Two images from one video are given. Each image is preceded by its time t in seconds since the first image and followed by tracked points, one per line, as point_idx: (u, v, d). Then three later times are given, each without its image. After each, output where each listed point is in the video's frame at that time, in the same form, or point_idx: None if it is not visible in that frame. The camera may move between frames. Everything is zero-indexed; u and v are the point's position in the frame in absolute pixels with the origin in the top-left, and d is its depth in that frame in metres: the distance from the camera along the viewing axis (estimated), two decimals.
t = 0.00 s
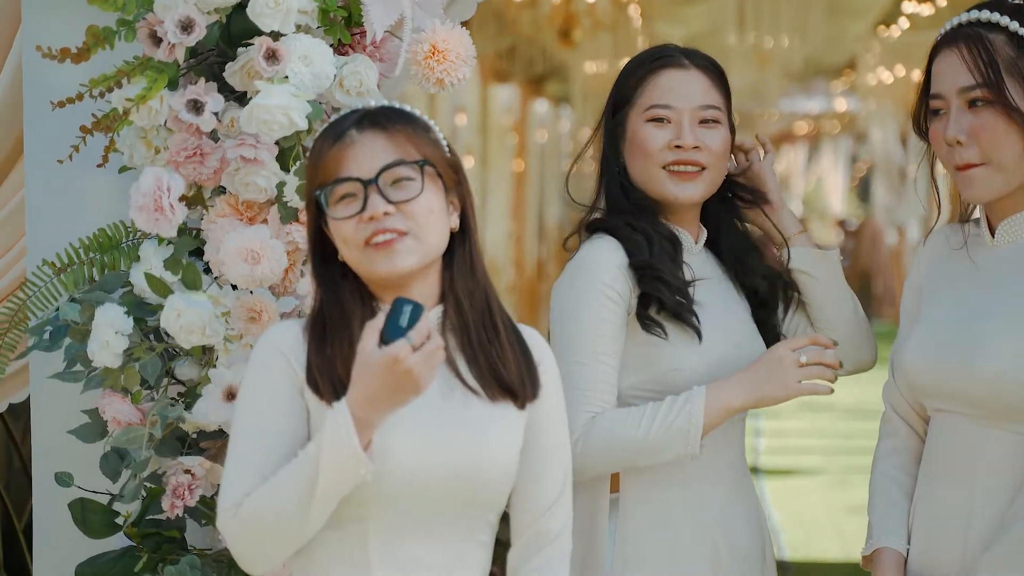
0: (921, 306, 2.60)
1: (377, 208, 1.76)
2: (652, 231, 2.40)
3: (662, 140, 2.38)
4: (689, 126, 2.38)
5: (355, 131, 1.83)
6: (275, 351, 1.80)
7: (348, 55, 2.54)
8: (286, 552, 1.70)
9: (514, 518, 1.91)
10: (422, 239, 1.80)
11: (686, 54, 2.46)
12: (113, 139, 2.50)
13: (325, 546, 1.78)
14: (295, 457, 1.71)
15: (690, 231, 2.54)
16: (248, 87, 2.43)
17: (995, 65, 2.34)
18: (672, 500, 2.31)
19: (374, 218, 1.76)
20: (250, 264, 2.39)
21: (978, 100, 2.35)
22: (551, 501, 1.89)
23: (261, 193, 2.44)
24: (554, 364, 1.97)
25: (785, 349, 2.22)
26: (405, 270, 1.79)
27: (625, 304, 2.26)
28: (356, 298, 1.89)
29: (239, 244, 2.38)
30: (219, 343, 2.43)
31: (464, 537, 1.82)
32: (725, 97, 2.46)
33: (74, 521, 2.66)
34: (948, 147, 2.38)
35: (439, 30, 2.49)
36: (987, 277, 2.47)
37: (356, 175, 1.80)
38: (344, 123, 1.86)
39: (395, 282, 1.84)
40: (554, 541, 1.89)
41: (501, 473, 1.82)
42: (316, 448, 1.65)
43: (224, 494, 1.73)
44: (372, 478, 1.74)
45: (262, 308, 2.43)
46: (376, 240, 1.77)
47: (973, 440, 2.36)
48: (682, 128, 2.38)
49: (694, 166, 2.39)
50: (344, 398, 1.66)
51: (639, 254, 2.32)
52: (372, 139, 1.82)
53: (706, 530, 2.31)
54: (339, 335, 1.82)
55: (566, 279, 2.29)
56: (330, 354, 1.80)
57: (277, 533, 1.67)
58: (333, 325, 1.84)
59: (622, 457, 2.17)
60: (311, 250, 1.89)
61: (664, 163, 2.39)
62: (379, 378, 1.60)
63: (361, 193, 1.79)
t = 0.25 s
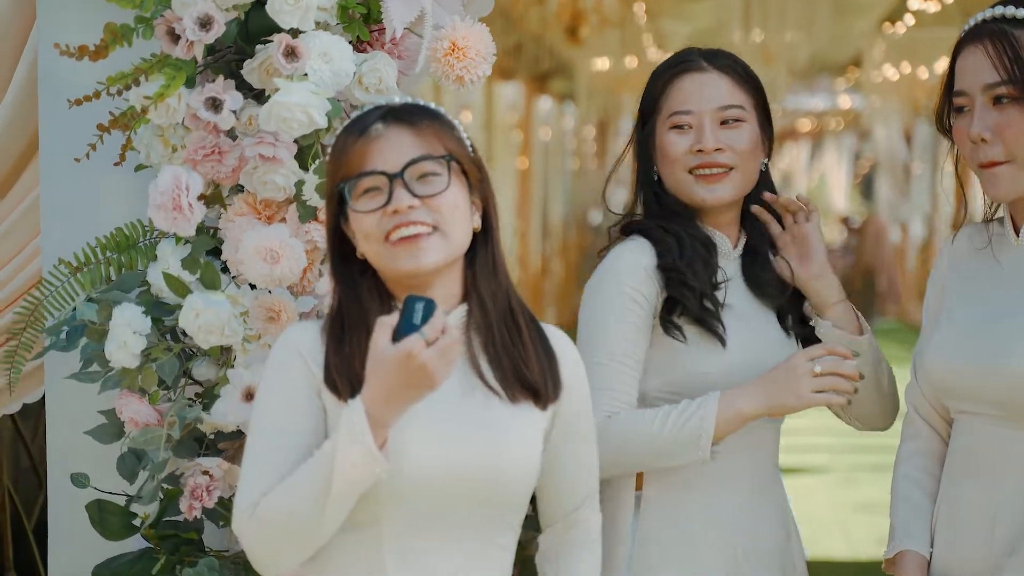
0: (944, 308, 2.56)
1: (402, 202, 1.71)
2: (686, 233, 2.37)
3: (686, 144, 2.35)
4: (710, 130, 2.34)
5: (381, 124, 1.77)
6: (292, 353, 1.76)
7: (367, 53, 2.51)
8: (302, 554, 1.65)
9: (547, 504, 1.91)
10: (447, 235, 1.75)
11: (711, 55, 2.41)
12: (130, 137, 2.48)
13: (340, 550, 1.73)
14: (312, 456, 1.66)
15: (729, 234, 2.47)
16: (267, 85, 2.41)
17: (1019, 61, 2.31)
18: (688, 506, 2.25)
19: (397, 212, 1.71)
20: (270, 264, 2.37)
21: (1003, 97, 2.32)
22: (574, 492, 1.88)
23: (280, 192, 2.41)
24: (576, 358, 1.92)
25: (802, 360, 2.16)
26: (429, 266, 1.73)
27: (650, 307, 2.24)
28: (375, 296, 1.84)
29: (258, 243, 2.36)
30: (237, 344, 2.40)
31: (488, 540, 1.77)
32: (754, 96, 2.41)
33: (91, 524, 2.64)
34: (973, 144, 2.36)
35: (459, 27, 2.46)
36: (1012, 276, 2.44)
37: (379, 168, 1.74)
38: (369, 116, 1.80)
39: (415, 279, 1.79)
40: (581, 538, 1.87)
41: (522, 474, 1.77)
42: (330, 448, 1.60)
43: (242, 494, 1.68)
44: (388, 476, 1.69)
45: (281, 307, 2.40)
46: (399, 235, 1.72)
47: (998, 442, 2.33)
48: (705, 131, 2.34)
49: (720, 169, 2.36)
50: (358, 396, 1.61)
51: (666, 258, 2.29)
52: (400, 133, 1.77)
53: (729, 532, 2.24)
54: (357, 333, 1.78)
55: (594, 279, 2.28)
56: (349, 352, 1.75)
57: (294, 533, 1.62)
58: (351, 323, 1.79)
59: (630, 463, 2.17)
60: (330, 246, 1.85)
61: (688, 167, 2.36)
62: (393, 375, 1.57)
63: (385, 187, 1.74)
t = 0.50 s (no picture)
0: (964, 308, 2.50)
1: (430, 207, 1.69)
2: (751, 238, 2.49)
3: (743, 149, 2.47)
4: (768, 134, 2.44)
5: (406, 123, 1.74)
6: (309, 361, 1.73)
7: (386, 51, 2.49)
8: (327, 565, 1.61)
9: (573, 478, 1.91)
10: (470, 240, 1.73)
11: (772, 59, 2.51)
12: (149, 136, 2.47)
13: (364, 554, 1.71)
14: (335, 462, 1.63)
15: (801, 237, 2.57)
16: (286, 83, 2.40)
17: None
18: (748, 508, 2.41)
19: (424, 216, 1.69)
20: (290, 263, 2.35)
21: None
22: (602, 477, 1.88)
23: (299, 191, 2.39)
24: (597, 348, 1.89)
25: (813, 369, 2.18)
26: (452, 271, 1.71)
27: (703, 313, 2.39)
28: (389, 298, 1.81)
29: (278, 243, 2.35)
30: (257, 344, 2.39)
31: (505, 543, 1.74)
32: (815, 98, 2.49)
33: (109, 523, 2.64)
34: (995, 143, 2.34)
35: (479, 25, 2.45)
36: None
37: (405, 170, 1.71)
38: (391, 112, 1.77)
39: (432, 284, 1.76)
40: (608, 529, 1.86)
41: (550, 469, 1.76)
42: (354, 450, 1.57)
43: (265, 500, 1.65)
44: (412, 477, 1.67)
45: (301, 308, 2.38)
46: (424, 239, 1.70)
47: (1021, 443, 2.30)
48: (761, 135, 2.45)
49: (780, 173, 2.46)
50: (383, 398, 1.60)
51: (727, 262, 2.43)
52: (426, 133, 1.74)
53: (784, 528, 2.39)
54: (371, 337, 1.75)
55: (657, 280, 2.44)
56: (365, 359, 1.73)
57: (320, 540, 1.58)
58: (365, 327, 1.76)
59: (674, 466, 2.33)
60: (340, 246, 1.81)
61: (747, 172, 2.48)
62: (418, 374, 1.55)
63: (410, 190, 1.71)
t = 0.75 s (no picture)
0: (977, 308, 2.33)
1: (436, 210, 1.63)
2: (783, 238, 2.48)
3: (768, 149, 2.45)
4: (785, 134, 2.42)
5: (408, 127, 1.68)
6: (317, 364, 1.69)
7: (403, 49, 2.49)
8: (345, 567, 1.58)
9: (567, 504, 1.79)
10: (480, 245, 1.67)
11: (808, 60, 2.46)
12: (166, 134, 2.47)
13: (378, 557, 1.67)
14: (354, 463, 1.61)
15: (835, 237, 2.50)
16: (303, 81, 2.40)
17: None
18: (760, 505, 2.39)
19: (431, 220, 1.63)
20: (306, 262, 2.35)
21: None
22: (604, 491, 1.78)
23: (315, 190, 2.39)
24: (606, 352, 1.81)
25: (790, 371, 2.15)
26: (462, 277, 1.65)
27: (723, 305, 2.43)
28: (399, 303, 1.75)
29: (294, 242, 2.34)
30: (273, 342, 2.38)
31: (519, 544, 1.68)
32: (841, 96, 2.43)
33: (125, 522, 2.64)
34: (1006, 139, 2.29)
35: (496, 23, 2.45)
36: None
37: (410, 174, 1.66)
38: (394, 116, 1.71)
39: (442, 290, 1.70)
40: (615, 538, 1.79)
41: (563, 479, 1.69)
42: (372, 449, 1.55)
43: (282, 503, 1.62)
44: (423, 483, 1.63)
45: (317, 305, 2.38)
46: (432, 245, 1.64)
47: None
48: (784, 135, 2.43)
49: (796, 172, 2.43)
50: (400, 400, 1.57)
51: (745, 257, 2.45)
52: (429, 136, 1.68)
53: (787, 525, 2.37)
54: (382, 345, 1.69)
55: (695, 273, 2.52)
56: (375, 368, 1.67)
57: (337, 544, 1.56)
58: (373, 333, 1.70)
59: (692, 454, 2.38)
60: (348, 252, 1.75)
61: (774, 172, 2.46)
62: (432, 378, 1.52)
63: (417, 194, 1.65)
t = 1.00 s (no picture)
0: (981, 304, 2.37)
1: (440, 211, 1.63)
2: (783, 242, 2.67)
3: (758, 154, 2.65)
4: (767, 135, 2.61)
5: (411, 127, 1.68)
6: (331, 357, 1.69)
7: (413, 46, 2.50)
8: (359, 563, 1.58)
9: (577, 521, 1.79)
10: (486, 241, 1.66)
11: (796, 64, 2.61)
12: (176, 131, 2.48)
13: (393, 553, 1.68)
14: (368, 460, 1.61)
15: (831, 231, 2.63)
16: (314, 78, 2.40)
17: None
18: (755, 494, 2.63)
19: (436, 221, 1.63)
20: (317, 258, 2.35)
21: None
22: (618, 501, 1.78)
23: (326, 186, 2.40)
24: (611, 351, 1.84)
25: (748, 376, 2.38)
26: (471, 273, 1.65)
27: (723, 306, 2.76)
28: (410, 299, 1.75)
29: (305, 238, 2.35)
30: (284, 338, 2.39)
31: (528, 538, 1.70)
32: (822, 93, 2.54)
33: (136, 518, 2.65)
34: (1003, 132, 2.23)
35: (506, 20, 2.46)
36: None
37: (414, 175, 1.66)
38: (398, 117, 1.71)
39: (450, 288, 1.70)
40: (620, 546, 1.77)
41: (573, 475, 1.70)
42: (390, 446, 1.55)
43: (292, 499, 1.62)
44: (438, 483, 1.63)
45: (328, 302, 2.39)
46: (439, 244, 1.64)
47: None
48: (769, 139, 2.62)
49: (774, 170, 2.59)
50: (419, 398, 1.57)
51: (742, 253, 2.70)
52: (429, 136, 1.68)
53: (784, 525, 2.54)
54: (393, 345, 1.69)
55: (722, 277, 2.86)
56: (387, 360, 1.68)
57: (351, 541, 1.56)
58: (384, 332, 1.70)
59: (699, 442, 2.74)
60: (359, 255, 1.75)
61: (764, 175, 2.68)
62: (452, 377, 1.53)
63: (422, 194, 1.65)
